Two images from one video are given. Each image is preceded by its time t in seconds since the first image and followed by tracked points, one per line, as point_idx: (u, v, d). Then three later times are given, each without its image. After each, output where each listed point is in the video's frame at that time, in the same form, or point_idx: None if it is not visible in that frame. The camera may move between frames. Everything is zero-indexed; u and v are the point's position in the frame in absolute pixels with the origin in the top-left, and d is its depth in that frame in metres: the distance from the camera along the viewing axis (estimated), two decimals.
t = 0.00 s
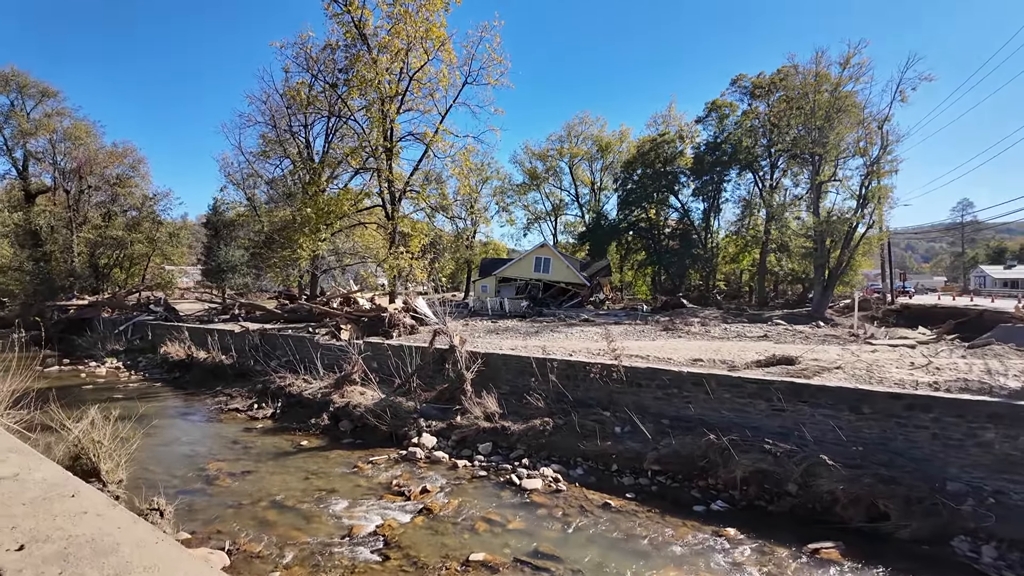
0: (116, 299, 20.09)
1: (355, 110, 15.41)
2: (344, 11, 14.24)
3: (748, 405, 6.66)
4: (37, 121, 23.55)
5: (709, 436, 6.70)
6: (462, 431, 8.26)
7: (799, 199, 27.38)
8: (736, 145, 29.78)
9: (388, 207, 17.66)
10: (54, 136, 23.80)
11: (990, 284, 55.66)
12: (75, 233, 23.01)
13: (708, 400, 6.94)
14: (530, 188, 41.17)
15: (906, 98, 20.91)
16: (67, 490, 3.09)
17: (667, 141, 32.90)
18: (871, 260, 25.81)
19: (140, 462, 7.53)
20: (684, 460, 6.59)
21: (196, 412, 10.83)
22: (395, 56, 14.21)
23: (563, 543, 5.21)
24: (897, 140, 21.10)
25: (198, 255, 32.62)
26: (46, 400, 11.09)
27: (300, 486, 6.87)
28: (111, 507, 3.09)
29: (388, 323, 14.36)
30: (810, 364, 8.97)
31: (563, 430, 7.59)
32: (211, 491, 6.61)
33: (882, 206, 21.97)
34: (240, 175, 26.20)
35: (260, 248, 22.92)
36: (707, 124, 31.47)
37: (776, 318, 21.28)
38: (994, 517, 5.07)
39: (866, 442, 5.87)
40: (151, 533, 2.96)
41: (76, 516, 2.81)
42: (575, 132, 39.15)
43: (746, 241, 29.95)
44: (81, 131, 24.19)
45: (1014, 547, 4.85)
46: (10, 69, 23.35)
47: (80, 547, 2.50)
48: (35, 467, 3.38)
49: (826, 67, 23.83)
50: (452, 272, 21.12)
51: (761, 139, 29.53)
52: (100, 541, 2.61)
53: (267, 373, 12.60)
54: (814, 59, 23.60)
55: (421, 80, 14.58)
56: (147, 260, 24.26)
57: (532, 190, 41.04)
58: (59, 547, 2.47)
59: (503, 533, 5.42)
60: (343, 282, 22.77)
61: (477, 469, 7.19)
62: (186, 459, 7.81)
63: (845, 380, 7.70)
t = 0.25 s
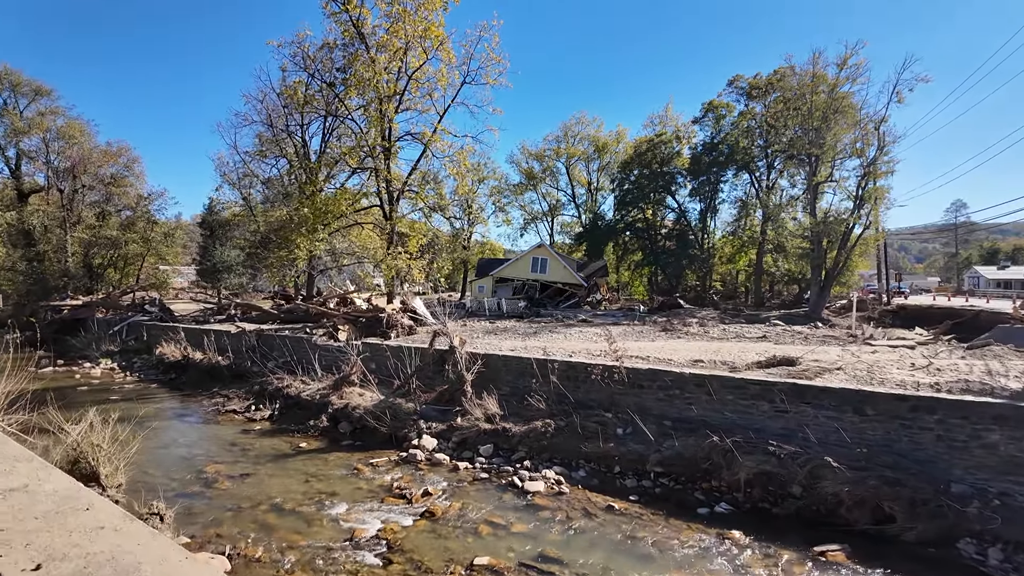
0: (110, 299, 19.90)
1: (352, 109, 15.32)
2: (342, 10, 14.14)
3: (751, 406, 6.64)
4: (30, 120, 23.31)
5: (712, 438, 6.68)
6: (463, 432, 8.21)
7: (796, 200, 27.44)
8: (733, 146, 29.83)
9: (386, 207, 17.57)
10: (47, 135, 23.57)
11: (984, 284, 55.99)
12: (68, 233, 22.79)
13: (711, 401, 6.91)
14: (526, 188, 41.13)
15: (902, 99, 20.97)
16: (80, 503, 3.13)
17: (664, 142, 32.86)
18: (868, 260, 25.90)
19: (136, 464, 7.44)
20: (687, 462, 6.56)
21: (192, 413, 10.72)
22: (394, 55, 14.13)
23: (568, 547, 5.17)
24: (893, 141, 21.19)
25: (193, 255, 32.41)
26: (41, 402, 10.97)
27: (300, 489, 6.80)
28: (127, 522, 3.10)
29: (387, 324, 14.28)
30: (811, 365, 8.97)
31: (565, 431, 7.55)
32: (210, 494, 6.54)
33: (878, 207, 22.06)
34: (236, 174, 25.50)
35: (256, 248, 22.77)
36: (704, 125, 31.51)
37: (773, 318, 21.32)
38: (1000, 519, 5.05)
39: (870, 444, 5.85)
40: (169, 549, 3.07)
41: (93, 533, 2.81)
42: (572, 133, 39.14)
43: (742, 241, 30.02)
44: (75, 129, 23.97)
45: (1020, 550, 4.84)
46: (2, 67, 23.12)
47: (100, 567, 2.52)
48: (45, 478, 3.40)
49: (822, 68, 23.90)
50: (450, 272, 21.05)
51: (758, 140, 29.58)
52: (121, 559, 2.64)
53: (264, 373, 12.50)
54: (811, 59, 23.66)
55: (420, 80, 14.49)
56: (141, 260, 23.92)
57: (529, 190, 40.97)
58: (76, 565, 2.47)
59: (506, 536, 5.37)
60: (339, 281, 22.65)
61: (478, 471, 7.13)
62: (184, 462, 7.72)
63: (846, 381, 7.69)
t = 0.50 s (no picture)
0: (106, 299, 19.73)
1: (351, 108, 15.22)
2: (341, 8, 14.04)
3: (755, 407, 6.61)
4: (25, 118, 23.12)
5: (716, 438, 6.65)
6: (464, 433, 8.15)
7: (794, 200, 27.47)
8: (731, 146, 29.84)
9: (385, 206, 17.47)
10: (42, 134, 23.41)
11: (979, 284, 56.26)
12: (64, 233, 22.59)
13: (715, 402, 6.88)
14: (524, 188, 41.07)
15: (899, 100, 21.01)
16: (96, 511, 2.93)
17: (662, 142, 32.72)
18: (865, 260, 25.95)
19: (134, 466, 7.35)
20: (691, 463, 6.53)
21: (190, 414, 10.63)
22: (393, 54, 14.05)
23: (574, 548, 5.12)
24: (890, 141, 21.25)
25: (189, 255, 32.24)
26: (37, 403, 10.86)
27: (301, 490, 6.73)
28: (146, 531, 2.92)
29: (386, 324, 14.20)
30: (812, 365, 8.96)
31: (567, 432, 7.50)
32: (210, 496, 6.46)
33: (876, 207, 22.10)
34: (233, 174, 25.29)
35: (253, 248, 22.64)
36: (702, 125, 31.52)
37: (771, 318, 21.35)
38: (1007, 520, 5.03)
39: (875, 444, 5.83)
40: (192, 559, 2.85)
41: (112, 542, 2.63)
42: (570, 132, 39.11)
43: (740, 241, 30.04)
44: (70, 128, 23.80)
45: None
46: None
47: None
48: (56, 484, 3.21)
49: (820, 68, 23.93)
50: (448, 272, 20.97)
51: (755, 140, 29.59)
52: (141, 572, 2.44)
53: (262, 374, 12.41)
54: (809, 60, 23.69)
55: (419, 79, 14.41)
56: (138, 260, 23.72)
57: (527, 190, 40.89)
58: None
59: (511, 537, 5.32)
60: (337, 281, 22.54)
61: (481, 472, 7.08)
62: (183, 463, 7.64)
63: (849, 381, 7.68)
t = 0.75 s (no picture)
0: (103, 299, 19.57)
1: (351, 107, 15.14)
2: (341, 6, 13.95)
3: (761, 406, 6.57)
4: (21, 117, 22.96)
5: (721, 438, 6.61)
6: (467, 433, 8.09)
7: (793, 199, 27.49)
8: (730, 145, 29.84)
9: (384, 205, 17.38)
10: (38, 132, 23.26)
11: (976, 284, 56.45)
12: (61, 232, 22.47)
13: (720, 401, 6.84)
14: (522, 187, 40.99)
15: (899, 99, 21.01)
16: (112, 518, 2.85)
17: (661, 141, 32.68)
18: (865, 260, 25.95)
19: (133, 467, 7.27)
20: (697, 463, 6.49)
21: (189, 414, 10.53)
22: (393, 52, 13.98)
23: (581, 550, 5.07)
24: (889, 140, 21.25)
25: (186, 254, 32.09)
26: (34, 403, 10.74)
27: (302, 491, 6.67)
28: (168, 539, 2.77)
29: (386, 323, 14.13)
30: (816, 365, 8.92)
31: (571, 432, 7.44)
32: (210, 497, 6.39)
33: (876, 206, 22.08)
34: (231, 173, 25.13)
35: (252, 247, 22.51)
36: (701, 125, 31.52)
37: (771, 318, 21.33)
38: (1018, 520, 5.00)
39: (883, 444, 5.79)
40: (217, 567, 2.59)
41: (133, 551, 2.54)
42: (568, 132, 39.06)
43: (739, 241, 30.01)
44: (67, 127, 23.64)
45: None
46: None
47: None
48: (67, 489, 3.21)
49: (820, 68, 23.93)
50: (449, 272, 20.91)
51: (754, 140, 29.55)
52: None
53: (262, 374, 12.31)
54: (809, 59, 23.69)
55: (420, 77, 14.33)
56: (135, 259, 23.56)
57: (525, 189, 40.81)
58: None
59: (517, 539, 5.27)
60: (336, 281, 22.44)
61: (484, 472, 7.02)
62: (183, 464, 7.56)
63: (854, 380, 7.65)
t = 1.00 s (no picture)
0: (102, 299, 19.48)
1: (351, 106, 15.05)
2: (342, 5, 13.87)
3: (768, 408, 6.53)
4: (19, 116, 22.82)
5: (728, 440, 6.56)
6: (471, 435, 8.03)
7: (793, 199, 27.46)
8: (730, 145, 29.79)
9: (385, 206, 17.31)
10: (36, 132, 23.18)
11: (974, 284, 56.52)
12: (59, 232, 22.36)
13: (726, 403, 6.80)
14: (522, 187, 40.93)
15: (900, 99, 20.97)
16: (132, 535, 2.25)
17: (661, 141, 32.62)
18: (865, 260, 25.91)
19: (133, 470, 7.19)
20: (704, 466, 6.44)
21: (190, 416, 10.46)
22: (394, 51, 13.90)
23: (589, 554, 5.02)
24: (890, 140, 21.21)
25: (185, 254, 31.99)
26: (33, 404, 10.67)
27: (306, 494, 6.61)
28: (196, 562, 2.23)
29: (387, 324, 14.06)
30: (821, 366, 8.88)
31: (577, 434, 7.39)
32: (213, 500, 6.33)
33: (876, 207, 22.04)
34: (230, 172, 25.01)
35: (251, 247, 22.43)
36: (701, 125, 31.48)
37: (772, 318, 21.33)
38: None
39: (892, 447, 5.75)
40: None
41: None
42: (568, 132, 38.99)
43: (739, 241, 29.96)
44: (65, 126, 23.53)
45: None
46: None
47: None
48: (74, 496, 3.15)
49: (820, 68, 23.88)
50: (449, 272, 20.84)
51: (754, 139, 29.52)
52: None
53: (262, 374, 12.24)
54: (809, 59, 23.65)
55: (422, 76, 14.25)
56: (133, 259, 23.43)
57: (525, 189, 40.73)
58: None
59: (524, 543, 5.22)
60: (336, 281, 22.37)
61: (489, 475, 6.97)
62: (185, 466, 7.49)
63: (860, 382, 7.61)
